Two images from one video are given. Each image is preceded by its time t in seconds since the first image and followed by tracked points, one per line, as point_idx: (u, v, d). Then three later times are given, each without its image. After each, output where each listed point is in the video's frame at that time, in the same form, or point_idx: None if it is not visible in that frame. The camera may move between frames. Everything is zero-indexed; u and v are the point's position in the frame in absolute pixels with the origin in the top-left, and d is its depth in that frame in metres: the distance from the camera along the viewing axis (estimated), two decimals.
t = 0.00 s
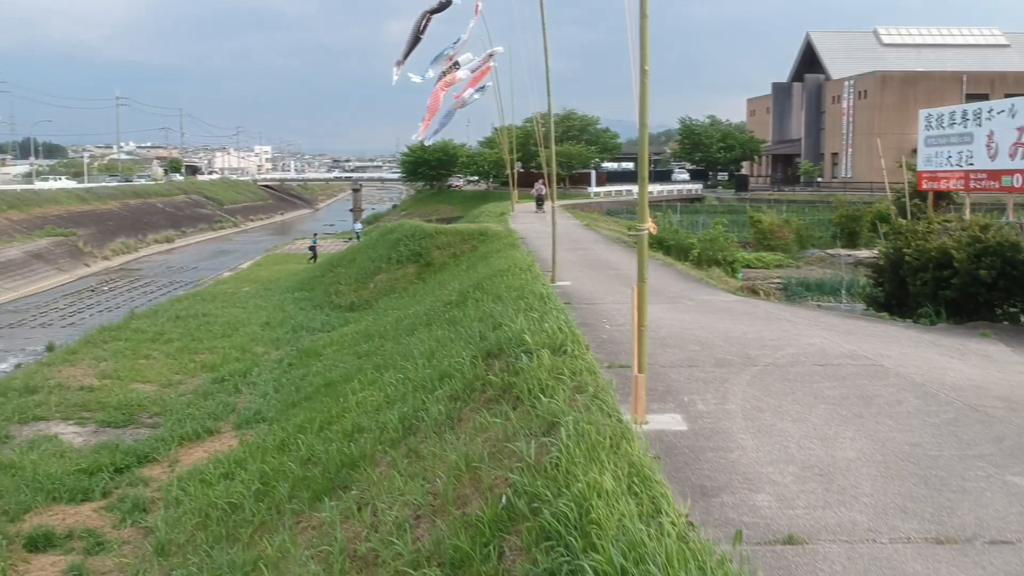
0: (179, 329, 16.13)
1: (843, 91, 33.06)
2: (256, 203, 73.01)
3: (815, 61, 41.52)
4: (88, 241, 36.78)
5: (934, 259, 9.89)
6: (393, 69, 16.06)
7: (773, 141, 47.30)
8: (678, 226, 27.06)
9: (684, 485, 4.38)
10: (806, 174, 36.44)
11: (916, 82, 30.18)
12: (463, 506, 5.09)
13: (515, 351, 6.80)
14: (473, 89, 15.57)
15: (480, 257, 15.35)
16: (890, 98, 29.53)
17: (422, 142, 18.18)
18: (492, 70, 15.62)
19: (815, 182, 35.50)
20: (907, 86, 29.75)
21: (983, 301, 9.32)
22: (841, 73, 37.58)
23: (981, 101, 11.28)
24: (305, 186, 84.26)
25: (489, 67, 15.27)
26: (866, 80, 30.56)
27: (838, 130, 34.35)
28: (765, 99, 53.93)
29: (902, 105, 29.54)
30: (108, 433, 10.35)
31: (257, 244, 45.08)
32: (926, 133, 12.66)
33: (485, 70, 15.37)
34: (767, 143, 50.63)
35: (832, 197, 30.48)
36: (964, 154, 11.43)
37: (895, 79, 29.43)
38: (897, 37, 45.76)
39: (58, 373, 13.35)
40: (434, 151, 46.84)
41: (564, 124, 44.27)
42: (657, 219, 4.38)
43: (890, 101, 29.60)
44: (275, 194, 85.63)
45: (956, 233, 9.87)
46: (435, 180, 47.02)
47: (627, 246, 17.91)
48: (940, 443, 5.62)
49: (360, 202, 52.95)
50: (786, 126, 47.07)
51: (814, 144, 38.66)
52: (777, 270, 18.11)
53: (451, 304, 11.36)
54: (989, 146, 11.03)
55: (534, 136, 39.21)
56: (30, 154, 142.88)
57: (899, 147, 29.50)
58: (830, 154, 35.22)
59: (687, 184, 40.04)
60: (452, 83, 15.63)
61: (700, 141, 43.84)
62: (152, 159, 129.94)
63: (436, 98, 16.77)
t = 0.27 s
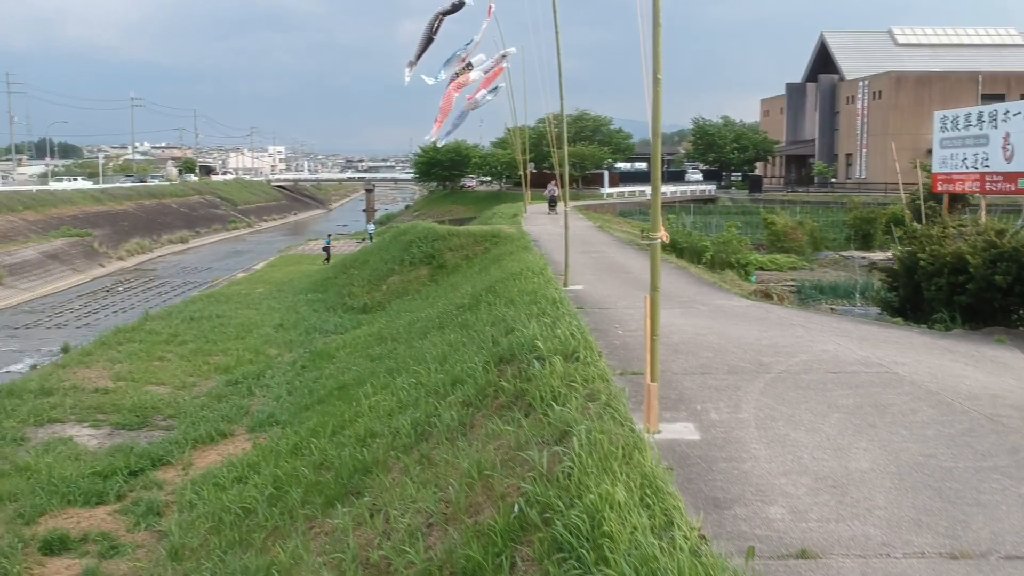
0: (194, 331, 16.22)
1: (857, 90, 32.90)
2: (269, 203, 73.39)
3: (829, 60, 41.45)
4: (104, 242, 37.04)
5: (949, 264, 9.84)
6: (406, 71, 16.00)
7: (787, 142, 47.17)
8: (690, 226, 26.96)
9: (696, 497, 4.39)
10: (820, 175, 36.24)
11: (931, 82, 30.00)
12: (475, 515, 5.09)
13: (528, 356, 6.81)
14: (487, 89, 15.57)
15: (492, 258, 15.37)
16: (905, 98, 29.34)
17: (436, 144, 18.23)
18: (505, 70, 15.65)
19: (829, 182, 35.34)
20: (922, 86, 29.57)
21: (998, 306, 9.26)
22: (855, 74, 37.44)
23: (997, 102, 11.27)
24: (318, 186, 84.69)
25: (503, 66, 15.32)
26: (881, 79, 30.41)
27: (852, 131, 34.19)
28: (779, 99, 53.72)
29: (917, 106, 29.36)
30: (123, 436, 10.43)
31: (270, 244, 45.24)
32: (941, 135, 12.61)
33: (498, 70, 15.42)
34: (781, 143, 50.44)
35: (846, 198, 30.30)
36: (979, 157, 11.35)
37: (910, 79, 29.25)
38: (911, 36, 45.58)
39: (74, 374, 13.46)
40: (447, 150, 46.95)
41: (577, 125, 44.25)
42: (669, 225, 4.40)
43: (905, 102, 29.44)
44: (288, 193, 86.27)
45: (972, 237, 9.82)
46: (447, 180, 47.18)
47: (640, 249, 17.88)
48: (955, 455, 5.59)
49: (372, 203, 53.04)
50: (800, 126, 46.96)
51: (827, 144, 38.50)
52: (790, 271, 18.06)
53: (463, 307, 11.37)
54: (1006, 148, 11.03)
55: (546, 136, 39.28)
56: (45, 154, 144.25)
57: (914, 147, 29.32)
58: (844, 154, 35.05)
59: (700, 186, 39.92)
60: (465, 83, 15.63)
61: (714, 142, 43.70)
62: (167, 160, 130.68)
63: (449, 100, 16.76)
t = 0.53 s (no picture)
0: (208, 333, 16.32)
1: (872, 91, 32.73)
2: (283, 203, 73.77)
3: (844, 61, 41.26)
4: (119, 243, 37.30)
5: (964, 269, 9.80)
6: (419, 73, 16.01)
7: (801, 144, 46.98)
8: (703, 228, 26.89)
9: (709, 509, 4.39)
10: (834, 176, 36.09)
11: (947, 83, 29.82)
12: (488, 523, 5.10)
13: (541, 362, 6.81)
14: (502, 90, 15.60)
15: (506, 260, 15.39)
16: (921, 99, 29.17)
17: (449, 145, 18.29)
18: (518, 71, 15.66)
19: (843, 184, 35.15)
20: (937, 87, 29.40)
21: (1014, 312, 9.20)
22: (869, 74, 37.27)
23: (1014, 105, 11.21)
24: (332, 186, 85.04)
25: (516, 66, 15.35)
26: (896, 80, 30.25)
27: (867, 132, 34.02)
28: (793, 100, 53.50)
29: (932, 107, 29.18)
30: (138, 439, 10.51)
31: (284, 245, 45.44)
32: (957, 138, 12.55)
33: (511, 71, 15.49)
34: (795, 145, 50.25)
35: (861, 199, 30.14)
36: (995, 160, 11.28)
37: (926, 80, 29.09)
38: (927, 37, 45.28)
39: (89, 376, 13.57)
40: (460, 151, 47.00)
41: (590, 126, 44.21)
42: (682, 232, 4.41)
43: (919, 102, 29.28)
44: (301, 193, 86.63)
45: (988, 242, 9.77)
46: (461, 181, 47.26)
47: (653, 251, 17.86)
48: (971, 466, 5.55)
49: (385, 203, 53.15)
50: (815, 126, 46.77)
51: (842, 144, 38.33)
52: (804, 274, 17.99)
53: (476, 311, 11.39)
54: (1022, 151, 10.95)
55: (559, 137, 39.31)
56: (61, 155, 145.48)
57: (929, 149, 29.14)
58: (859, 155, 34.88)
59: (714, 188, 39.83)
60: (479, 84, 15.67)
61: (728, 143, 43.53)
62: (182, 161, 131.48)
63: (462, 100, 16.83)
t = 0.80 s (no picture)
0: (221, 335, 16.41)
1: (887, 91, 32.59)
2: (296, 203, 74.10)
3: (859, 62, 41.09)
4: (134, 243, 37.56)
5: (980, 274, 9.76)
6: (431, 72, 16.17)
7: (815, 145, 46.81)
8: (716, 230, 26.83)
9: (722, 522, 4.38)
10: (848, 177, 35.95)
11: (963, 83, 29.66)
12: (500, 532, 5.11)
13: (554, 367, 6.82)
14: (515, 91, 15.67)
15: (518, 263, 15.42)
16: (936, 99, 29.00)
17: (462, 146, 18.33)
18: (530, 72, 15.72)
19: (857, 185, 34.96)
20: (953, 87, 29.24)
21: None
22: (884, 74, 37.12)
23: None
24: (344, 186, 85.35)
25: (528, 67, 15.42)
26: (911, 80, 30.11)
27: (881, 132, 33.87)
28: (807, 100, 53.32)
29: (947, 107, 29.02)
30: (152, 441, 10.58)
31: (297, 245, 45.64)
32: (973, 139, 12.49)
33: (524, 72, 15.54)
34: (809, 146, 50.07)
35: (875, 200, 29.99)
36: (1012, 162, 11.22)
37: (941, 80, 28.93)
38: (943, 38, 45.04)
39: (103, 378, 13.67)
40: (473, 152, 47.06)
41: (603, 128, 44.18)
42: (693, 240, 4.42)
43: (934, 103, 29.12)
44: (314, 194, 86.98)
45: (1004, 248, 9.73)
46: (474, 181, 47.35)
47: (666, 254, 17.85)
48: (985, 477, 5.51)
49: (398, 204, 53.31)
50: (829, 127, 46.60)
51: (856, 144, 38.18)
52: (818, 277, 17.92)
53: (488, 314, 11.41)
54: None
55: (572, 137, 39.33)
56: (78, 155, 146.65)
57: (944, 149, 28.96)
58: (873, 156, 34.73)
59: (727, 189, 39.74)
60: (491, 85, 15.75)
61: (741, 143, 43.38)
62: (196, 162, 132.33)
63: (476, 101, 16.93)
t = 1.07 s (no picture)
0: (234, 337, 16.50)
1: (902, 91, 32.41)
2: (309, 204, 74.46)
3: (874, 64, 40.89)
4: (148, 244, 37.82)
5: (994, 279, 9.71)
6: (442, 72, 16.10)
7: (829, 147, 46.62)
8: (729, 231, 26.75)
9: (734, 535, 4.38)
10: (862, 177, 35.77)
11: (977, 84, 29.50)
12: (512, 540, 5.12)
13: (566, 373, 6.83)
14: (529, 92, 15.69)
15: (530, 265, 15.45)
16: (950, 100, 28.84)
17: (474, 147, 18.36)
18: (543, 73, 15.75)
19: (871, 188, 34.81)
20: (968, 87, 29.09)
21: None
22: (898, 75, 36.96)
23: None
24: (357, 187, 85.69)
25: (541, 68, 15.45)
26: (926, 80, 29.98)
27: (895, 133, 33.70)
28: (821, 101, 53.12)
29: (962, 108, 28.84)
30: (166, 444, 10.65)
31: (310, 245, 45.83)
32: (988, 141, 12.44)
33: (537, 73, 15.57)
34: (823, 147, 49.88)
35: (889, 201, 29.82)
36: None
37: (956, 81, 28.79)
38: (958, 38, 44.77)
39: (118, 380, 13.78)
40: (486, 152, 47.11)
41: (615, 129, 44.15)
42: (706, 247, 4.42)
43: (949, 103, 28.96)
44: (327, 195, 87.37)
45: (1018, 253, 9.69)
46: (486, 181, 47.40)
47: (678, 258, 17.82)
48: (1000, 489, 5.48)
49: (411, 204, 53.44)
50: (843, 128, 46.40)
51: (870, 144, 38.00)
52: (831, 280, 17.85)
53: (500, 318, 11.42)
54: None
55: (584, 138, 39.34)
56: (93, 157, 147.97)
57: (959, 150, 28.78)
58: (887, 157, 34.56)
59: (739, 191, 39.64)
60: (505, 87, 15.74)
61: (754, 145, 43.23)
62: (210, 163, 133.21)
63: (487, 104, 16.92)
